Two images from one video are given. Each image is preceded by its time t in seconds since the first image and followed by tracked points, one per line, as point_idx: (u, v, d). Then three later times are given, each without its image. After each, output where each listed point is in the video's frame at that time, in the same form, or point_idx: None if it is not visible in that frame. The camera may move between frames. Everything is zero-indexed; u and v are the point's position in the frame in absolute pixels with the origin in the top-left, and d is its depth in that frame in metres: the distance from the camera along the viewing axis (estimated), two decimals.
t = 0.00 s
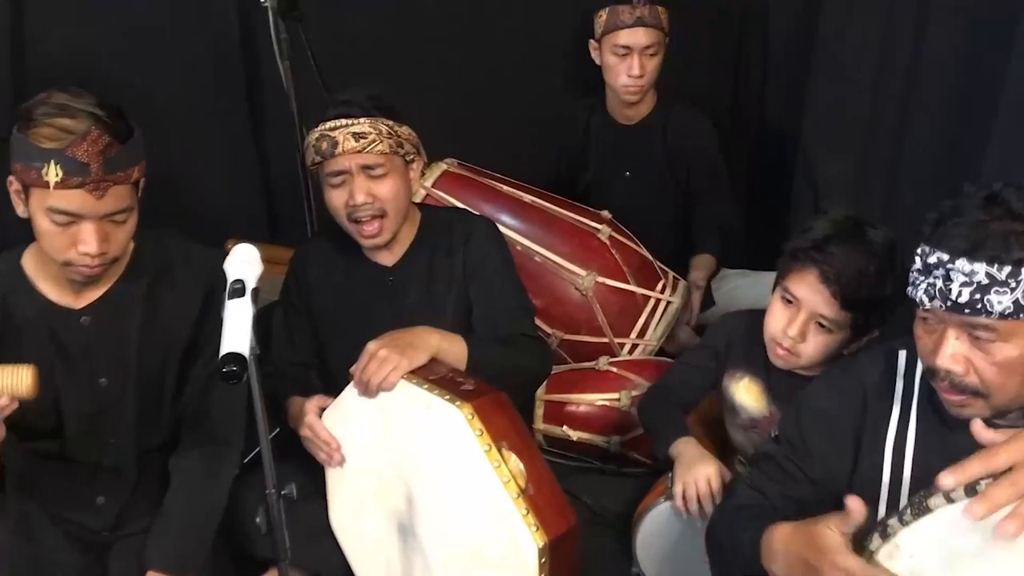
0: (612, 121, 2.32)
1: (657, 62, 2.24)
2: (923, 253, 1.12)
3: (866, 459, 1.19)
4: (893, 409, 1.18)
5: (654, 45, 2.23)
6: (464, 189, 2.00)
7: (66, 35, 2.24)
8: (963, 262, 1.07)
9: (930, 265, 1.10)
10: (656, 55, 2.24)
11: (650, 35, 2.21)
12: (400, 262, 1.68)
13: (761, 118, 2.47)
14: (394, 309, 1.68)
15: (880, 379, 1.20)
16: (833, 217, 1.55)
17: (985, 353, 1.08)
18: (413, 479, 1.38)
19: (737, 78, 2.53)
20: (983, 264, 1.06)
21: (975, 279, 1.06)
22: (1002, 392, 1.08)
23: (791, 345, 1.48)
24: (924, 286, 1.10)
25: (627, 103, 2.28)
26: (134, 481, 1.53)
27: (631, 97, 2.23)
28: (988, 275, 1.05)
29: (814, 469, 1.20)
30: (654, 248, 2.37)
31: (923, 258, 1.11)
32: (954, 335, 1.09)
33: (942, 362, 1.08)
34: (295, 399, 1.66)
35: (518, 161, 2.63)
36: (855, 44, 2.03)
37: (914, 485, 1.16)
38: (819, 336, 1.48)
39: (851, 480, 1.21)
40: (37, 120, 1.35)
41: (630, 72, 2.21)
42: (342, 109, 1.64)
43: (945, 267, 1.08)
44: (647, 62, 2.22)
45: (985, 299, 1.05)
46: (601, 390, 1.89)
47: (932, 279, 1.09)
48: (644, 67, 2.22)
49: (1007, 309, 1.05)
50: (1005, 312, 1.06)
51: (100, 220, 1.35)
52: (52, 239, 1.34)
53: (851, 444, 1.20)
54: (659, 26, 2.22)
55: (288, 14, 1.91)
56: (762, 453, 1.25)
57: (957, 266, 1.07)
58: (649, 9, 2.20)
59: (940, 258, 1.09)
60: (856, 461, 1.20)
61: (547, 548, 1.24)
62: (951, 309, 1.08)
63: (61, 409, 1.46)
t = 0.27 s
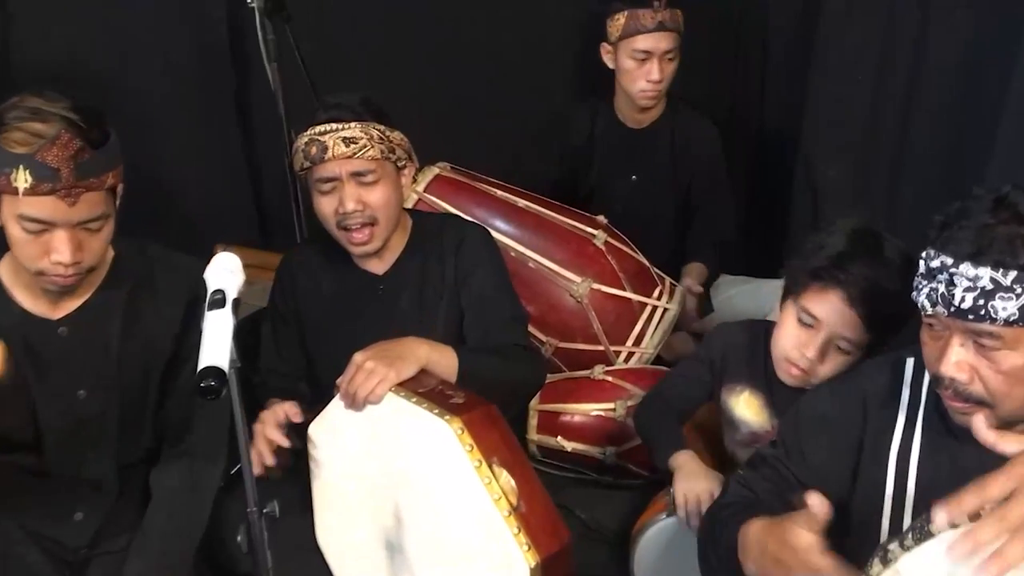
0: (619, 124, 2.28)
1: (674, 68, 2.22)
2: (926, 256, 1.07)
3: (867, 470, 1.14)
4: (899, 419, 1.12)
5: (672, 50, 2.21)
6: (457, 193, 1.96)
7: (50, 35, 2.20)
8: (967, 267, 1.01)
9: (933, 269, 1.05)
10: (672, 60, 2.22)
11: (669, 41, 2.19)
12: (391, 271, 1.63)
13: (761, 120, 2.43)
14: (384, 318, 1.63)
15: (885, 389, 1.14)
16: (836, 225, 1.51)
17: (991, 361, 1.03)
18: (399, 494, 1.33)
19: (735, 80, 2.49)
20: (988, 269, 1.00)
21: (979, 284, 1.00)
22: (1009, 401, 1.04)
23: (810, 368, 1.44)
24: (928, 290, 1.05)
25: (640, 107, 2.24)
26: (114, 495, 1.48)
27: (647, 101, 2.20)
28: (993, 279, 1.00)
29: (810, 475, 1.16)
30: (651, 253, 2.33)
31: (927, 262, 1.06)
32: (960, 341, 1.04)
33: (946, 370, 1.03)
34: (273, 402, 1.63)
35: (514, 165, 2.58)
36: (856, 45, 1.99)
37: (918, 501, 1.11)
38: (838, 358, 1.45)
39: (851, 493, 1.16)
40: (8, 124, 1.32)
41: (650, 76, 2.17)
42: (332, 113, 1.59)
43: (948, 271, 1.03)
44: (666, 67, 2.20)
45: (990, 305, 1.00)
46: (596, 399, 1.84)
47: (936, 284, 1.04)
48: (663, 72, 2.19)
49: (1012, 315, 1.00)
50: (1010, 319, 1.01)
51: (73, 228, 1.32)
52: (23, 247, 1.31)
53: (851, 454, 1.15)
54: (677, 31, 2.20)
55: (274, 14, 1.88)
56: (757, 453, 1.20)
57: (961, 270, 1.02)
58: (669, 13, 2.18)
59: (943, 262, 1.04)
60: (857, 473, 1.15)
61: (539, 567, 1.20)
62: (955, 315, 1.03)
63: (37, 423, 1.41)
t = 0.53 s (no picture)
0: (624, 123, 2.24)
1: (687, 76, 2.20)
2: (939, 260, 1.03)
3: (875, 483, 1.09)
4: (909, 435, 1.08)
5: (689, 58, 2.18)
6: (453, 197, 1.91)
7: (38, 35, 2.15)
8: (981, 271, 0.97)
9: (946, 274, 1.01)
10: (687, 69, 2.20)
11: (689, 50, 2.16)
12: (385, 277, 1.58)
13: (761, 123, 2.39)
14: (377, 326, 1.58)
15: (894, 405, 1.10)
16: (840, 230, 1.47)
17: (1005, 369, 0.99)
18: (390, 510, 1.28)
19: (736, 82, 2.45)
20: (1003, 273, 0.96)
21: (994, 290, 0.96)
22: None
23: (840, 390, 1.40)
24: (940, 296, 1.01)
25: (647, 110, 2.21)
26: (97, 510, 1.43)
27: (657, 107, 2.17)
28: (1009, 285, 0.96)
29: (818, 489, 1.11)
30: (651, 258, 2.28)
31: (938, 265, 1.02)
32: (972, 348, 1.00)
33: (959, 380, 0.99)
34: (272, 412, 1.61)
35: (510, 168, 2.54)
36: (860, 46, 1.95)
37: (930, 519, 1.07)
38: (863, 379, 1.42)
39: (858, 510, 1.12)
40: None
41: (668, 84, 2.15)
42: (325, 116, 1.55)
43: (961, 275, 0.99)
44: (682, 76, 2.18)
45: (1005, 311, 0.96)
46: (594, 408, 1.80)
47: (948, 288, 1.00)
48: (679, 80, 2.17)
49: None
50: None
51: (52, 234, 1.27)
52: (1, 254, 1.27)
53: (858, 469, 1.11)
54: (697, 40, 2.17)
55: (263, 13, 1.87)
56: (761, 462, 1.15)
57: (974, 275, 0.98)
58: (693, 22, 2.15)
59: (956, 266, 1.00)
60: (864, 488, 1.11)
61: None
62: (968, 321, 0.99)
63: (17, 435, 1.37)
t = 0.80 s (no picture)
0: (607, 128, 2.19)
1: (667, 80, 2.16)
2: (954, 267, 1.00)
3: (886, 503, 1.06)
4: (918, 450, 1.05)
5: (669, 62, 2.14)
6: (448, 201, 1.88)
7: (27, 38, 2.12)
8: (998, 278, 0.94)
9: (961, 282, 0.97)
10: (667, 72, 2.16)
11: (668, 54, 2.13)
12: (379, 285, 1.55)
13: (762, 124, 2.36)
14: (371, 333, 1.55)
15: (903, 419, 1.07)
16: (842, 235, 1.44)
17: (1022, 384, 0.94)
18: (383, 523, 1.24)
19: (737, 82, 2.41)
20: (1021, 282, 0.93)
21: (1011, 299, 0.92)
22: None
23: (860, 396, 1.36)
24: (954, 305, 0.98)
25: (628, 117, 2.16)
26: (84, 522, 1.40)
27: (639, 113, 2.13)
28: None
29: (830, 512, 1.08)
30: (651, 263, 2.25)
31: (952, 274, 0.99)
32: (987, 361, 0.95)
33: (971, 393, 0.95)
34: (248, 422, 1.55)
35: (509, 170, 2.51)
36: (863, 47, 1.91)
37: (942, 538, 1.04)
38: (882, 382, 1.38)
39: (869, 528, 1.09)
40: None
41: (648, 90, 2.11)
42: (316, 121, 1.51)
43: (976, 284, 0.95)
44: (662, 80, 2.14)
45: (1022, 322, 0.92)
46: (593, 416, 1.78)
47: (963, 296, 0.96)
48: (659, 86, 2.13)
49: None
50: None
51: (32, 239, 1.26)
52: None
53: (869, 488, 1.08)
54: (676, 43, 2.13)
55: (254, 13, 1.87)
56: (770, 489, 1.13)
57: (990, 283, 0.94)
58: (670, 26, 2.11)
59: (971, 274, 0.96)
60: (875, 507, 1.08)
61: None
62: (982, 331, 0.95)
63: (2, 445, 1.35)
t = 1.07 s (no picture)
0: (601, 128, 2.15)
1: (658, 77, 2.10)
2: (961, 268, 0.96)
3: (899, 516, 1.02)
4: (934, 459, 1.01)
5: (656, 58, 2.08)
6: (445, 200, 1.83)
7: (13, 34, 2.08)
8: (1008, 279, 0.90)
9: (970, 283, 0.94)
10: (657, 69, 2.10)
11: (654, 50, 2.07)
12: (374, 286, 1.50)
13: (763, 122, 2.32)
14: (365, 335, 1.50)
15: (917, 427, 1.03)
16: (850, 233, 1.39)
17: None
18: (377, 534, 1.19)
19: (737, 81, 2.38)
20: None
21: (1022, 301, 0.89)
22: None
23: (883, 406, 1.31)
24: (964, 308, 0.94)
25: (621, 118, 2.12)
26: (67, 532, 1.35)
27: (631, 113, 2.08)
28: None
29: (845, 525, 1.04)
30: (652, 264, 2.21)
31: (961, 275, 0.95)
32: (1002, 364, 0.92)
33: (985, 397, 0.91)
34: (247, 436, 1.52)
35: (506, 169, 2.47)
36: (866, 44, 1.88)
37: (957, 552, 1.00)
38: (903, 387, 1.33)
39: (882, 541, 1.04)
40: None
41: (634, 89, 2.06)
42: (310, 117, 1.47)
43: (985, 285, 0.92)
44: (650, 77, 2.08)
45: None
46: (593, 422, 1.75)
47: (973, 299, 0.93)
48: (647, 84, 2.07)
49: None
50: None
51: (18, 242, 1.22)
52: None
53: (881, 501, 1.03)
54: (660, 38, 2.07)
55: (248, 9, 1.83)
56: (782, 506, 1.09)
57: (999, 284, 0.90)
58: (652, 22, 2.06)
59: (980, 274, 0.93)
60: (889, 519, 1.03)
61: None
62: (995, 334, 0.91)
63: None
